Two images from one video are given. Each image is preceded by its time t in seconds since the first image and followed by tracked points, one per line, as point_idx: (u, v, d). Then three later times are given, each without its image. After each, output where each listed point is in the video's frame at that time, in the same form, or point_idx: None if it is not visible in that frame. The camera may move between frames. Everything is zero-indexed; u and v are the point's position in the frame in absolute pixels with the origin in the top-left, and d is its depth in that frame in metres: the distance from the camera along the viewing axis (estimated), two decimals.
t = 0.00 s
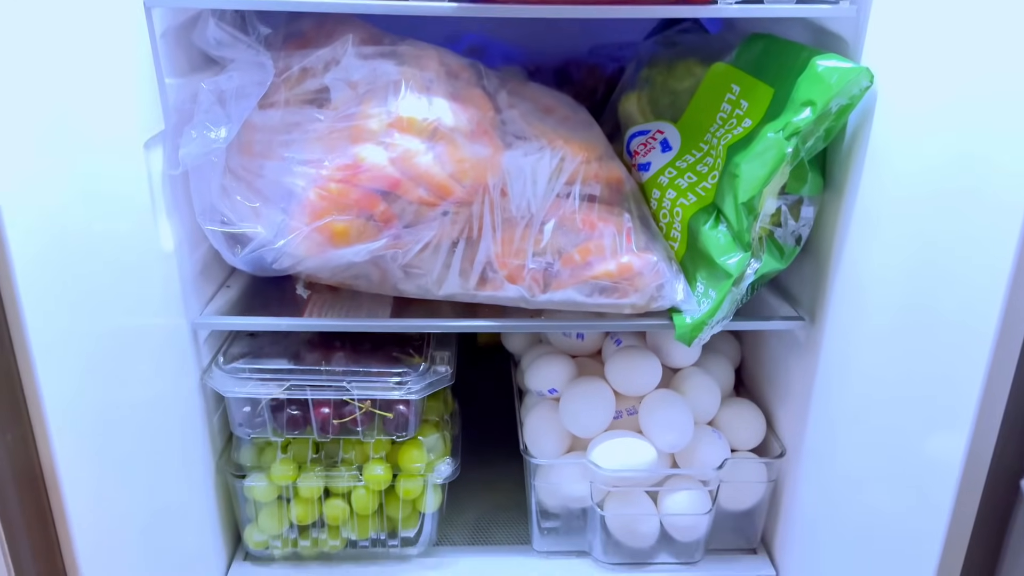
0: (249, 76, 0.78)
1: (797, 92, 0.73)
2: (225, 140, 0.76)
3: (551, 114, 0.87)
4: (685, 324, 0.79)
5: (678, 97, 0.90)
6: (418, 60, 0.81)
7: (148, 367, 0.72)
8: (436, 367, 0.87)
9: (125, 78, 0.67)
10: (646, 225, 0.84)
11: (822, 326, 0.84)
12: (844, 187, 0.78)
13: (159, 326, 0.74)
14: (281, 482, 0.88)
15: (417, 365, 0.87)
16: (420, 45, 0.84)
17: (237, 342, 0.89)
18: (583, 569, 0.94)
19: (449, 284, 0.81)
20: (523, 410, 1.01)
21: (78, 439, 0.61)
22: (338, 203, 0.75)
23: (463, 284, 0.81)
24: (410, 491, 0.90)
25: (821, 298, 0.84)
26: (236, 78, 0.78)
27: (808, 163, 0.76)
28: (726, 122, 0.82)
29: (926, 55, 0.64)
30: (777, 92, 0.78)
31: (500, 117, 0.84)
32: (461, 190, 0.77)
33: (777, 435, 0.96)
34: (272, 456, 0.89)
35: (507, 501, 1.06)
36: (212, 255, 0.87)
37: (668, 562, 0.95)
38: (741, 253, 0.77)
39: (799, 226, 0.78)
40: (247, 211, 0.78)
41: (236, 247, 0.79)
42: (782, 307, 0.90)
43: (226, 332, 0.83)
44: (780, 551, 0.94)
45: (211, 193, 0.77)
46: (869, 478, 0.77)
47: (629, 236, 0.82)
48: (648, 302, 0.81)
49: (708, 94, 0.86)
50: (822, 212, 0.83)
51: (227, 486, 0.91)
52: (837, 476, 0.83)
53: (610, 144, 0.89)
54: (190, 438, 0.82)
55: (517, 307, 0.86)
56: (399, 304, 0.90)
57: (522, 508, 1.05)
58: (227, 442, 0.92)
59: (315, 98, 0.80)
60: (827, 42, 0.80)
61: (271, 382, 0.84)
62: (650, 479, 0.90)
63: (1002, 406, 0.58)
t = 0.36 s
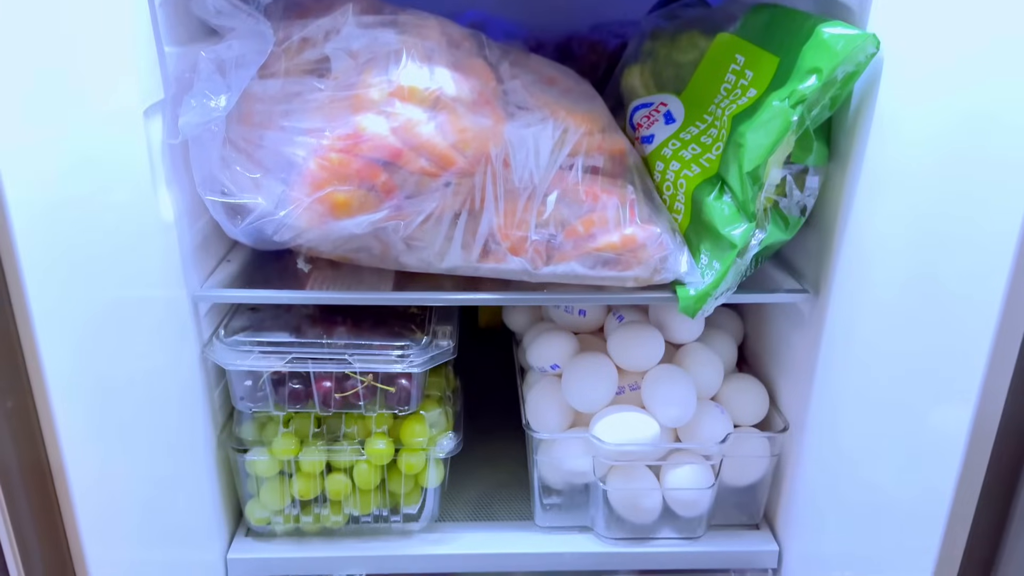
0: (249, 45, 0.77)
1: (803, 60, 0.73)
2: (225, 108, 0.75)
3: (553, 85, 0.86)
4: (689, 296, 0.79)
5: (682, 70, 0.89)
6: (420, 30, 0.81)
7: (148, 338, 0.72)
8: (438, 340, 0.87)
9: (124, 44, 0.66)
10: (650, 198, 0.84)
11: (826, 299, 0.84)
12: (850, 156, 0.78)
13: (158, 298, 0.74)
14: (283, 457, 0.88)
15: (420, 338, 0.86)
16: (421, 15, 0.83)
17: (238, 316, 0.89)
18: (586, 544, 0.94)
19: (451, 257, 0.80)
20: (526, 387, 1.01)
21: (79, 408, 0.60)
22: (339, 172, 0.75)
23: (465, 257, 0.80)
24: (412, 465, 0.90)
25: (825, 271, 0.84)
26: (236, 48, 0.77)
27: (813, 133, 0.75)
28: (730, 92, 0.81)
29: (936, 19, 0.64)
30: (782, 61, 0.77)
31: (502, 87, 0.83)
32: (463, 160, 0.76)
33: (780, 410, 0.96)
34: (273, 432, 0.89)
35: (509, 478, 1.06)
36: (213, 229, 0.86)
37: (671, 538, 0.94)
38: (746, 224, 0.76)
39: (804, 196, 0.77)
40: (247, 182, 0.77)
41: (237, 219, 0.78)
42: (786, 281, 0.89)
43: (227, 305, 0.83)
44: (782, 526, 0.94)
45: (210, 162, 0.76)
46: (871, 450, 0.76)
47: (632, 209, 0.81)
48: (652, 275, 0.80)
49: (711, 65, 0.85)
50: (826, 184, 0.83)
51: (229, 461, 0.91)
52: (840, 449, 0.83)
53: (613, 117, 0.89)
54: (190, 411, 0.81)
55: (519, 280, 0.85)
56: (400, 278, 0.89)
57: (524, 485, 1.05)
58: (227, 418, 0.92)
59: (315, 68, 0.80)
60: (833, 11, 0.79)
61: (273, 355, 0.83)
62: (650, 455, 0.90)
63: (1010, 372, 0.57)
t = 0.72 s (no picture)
0: (246, 11, 0.77)
1: (808, 26, 0.73)
2: (225, 73, 0.75)
3: (556, 53, 0.85)
4: (692, 265, 0.79)
5: (686, 38, 0.87)
6: None
7: (147, 306, 0.71)
8: (440, 311, 0.86)
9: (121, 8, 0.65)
10: (653, 167, 0.83)
11: (830, 269, 0.83)
12: (855, 124, 0.77)
13: (158, 267, 0.73)
14: (283, 428, 0.88)
15: (422, 309, 0.86)
16: None
17: (239, 287, 0.88)
18: (588, 517, 0.93)
19: (452, 226, 0.80)
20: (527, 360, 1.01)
21: (80, 375, 0.60)
22: (340, 139, 0.74)
23: (467, 226, 0.80)
24: (414, 437, 0.90)
25: (830, 240, 0.83)
26: (234, 13, 0.76)
27: (819, 99, 0.75)
28: (735, 60, 0.80)
29: None
30: (788, 28, 0.77)
31: (504, 54, 0.82)
32: (465, 127, 0.75)
33: (783, 382, 0.95)
34: (274, 403, 0.88)
35: (510, 452, 1.06)
36: (212, 199, 0.86)
37: (673, 511, 0.94)
38: (750, 191, 0.76)
39: (809, 163, 0.76)
40: (246, 149, 0.77)
41: (237, 186, 0.78)
42: (789, 251, 0.88)
43: (226, 274, 0.82)
44: (784, 499, 0.94)
45: (211, 129, 0.76)
46: (874, 420, 0.76)
47: (636, 178, 0.80)
48: (655, 244, 0.80)
49: (716, 32, 0.84)
50: (831, 153, 0.82)
51: (230, 434, 0.91)
52: (842, 418, 0.82)
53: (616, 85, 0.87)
54: (190, 382, 0.81)
55: (521, 251, 0.84)
56: (401, 249, 0.89)
57: (525, 459, 1.04)
58: (228, 390, 0.92)
59: (316, 34, 0.79)
60: None
61: (274, 325, 0.83)
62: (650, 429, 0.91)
63: (1016, 336, 0.56)
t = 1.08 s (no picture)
0: None
1: None
2: (219, 37, 0.74)
3: (553, 21, 0.84)
4: (688, 235, 0.79)
5: (683, 7, 0.87)
6: None
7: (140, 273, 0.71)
8: (436, 282, 0.86)
9: None
10: (650, 136, 0.82)
11: (829, 239, 0.82)
12: (854, 91, 0.76)
13: (151, 235, 0.72)
14: (279, 399, 0.88)
15: (417, 279, 0.85)
16: None
17: (233, 257, 0.88)
18: (584, 489, 0.93)
19: (448, 195, 0.79)
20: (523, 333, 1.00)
21: (73, 339, 0.60)
22: (334, 105, 0.74)
23: (463, 195, 0.79)
24: (409, 409, 0.90)
25: (828, 210, 0.82)
26: None
27: (816, 65, 0.74)
28: (734, 27, 0.79)
29: None
30: None
31: (499, 20, 0.81)
32: (460, 94, 0.75)
33: (779, 355, 0.95)
34: (270, 374, 0.88)
35: (506, 427, 1.06)
36: (206, 168, 0.85)
37: (668, 483, 0.94)
38: (748, 159, 0.76)
39: (807, 131, 0.76)
40: (240, 116, 0.76)
41: (230, 153, 0.78)
42: (787, 222, 0.88)
43: (220, 243, 0.82)
44: (781, 472, 0.94)
45: (205, 95, 0.76)
46: (868, 389, 0.76)
47: (632, 147, 0.80)
48: (652, 214, 0.79)
49: None
50: (828, 123, 0.81)
51: (225, 406, 0.91)
52: (838, 389, 0.82)
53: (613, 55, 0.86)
54: (185, 352, 0.81)
55: (517, 221, 0.84)
56: (396, 219, 0.88)
57: (521, 433, 1.04)
58: (224, 360, 0.92)
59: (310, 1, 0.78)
60: None
61: (269, 295, 0.82)
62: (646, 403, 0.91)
63: (1014, 298, 0.56)
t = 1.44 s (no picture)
0: None
1: None
2: (219, 24, 0.74)
3: (552, 8, 0.84)
4: (687, 223, 0.79)
5: None
6: None
7: (140, 259, 0.71)
8: (435, 270, 0.86)
9: None
10: (649, 124, 0.82)
11: (826, 227, 0.83)
12: (852, 78, 0.76)
13: (151, 221, 0.73)
14: (279, 386, 0.88)
15: (416, 266, 0.85)
16: None
17: (233, 244, 0.88)
18: (582, 476, 0.94)
19: (447, 182, 0.79)
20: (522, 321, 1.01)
21: (74, 324, 0.60)
22: (333, 92, 0.74)
23: (462, 182, 0.79)
24: (409, 396, 0.90)
25: (826, 198, 0.82)
26: None
27: (815, 53, 0.74)
28: (733, 15, 0.79)
29: None
30: None
31: (498, 7, 0.81)
32: (459, 81, 0.75)
33: (777, 343, 0.95)
34: (269, 361, 0.89)
35: (505, 415, 1.06)
36: (206, 155, 0.85)
37: (666, 471, 0.95)
38: (746, 147, 0.76)
39: (806, 119, 0.77)
40: (239, 103, 0.76)
41: (229, 140, 0.78)
42: (785, 210, 0.88)
43: (220, 230, 0.82)
44: (778, 459, 0.94)
45: (204, 82, 0.76)
46: (865, 376, 0.76)
47: (631, 135, 0.80)
48: (650, 202, 0.79)
49: None
50: (827, 111, 0.81)
51: (225, 393, 0.92)
52: (835, 375, 0.82)
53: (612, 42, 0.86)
54: (184, 338, 0.81)
55: (516, 208, 0.84)
56: (395, 207, 0.88)
57: (520, 421, 1.05)
58: (224, 347, 0.92)
59: None
60: None
61: (269, 282, 0.83)
62: (645, 390, 0.91)
63: (1010, 283, 0.56)
